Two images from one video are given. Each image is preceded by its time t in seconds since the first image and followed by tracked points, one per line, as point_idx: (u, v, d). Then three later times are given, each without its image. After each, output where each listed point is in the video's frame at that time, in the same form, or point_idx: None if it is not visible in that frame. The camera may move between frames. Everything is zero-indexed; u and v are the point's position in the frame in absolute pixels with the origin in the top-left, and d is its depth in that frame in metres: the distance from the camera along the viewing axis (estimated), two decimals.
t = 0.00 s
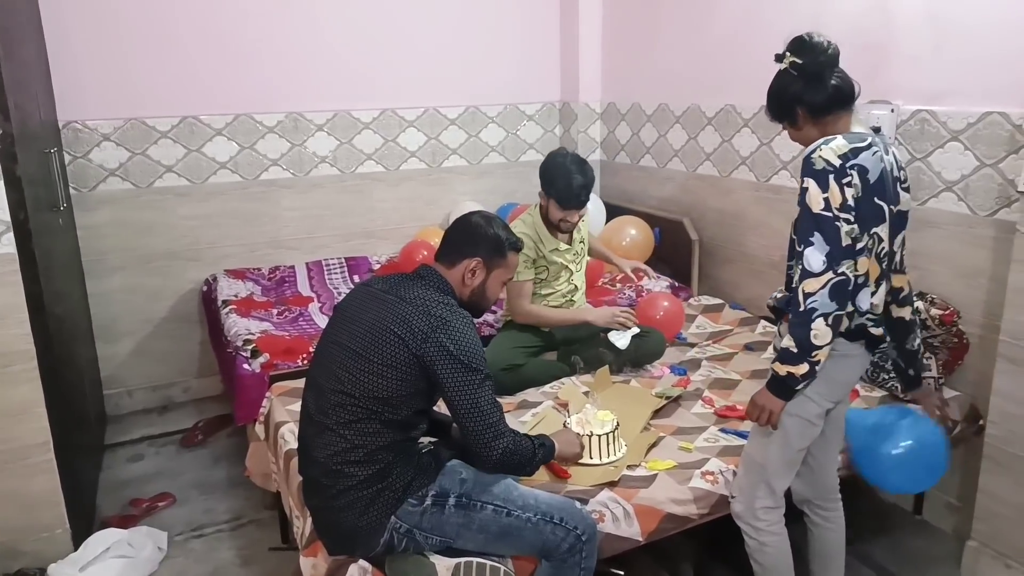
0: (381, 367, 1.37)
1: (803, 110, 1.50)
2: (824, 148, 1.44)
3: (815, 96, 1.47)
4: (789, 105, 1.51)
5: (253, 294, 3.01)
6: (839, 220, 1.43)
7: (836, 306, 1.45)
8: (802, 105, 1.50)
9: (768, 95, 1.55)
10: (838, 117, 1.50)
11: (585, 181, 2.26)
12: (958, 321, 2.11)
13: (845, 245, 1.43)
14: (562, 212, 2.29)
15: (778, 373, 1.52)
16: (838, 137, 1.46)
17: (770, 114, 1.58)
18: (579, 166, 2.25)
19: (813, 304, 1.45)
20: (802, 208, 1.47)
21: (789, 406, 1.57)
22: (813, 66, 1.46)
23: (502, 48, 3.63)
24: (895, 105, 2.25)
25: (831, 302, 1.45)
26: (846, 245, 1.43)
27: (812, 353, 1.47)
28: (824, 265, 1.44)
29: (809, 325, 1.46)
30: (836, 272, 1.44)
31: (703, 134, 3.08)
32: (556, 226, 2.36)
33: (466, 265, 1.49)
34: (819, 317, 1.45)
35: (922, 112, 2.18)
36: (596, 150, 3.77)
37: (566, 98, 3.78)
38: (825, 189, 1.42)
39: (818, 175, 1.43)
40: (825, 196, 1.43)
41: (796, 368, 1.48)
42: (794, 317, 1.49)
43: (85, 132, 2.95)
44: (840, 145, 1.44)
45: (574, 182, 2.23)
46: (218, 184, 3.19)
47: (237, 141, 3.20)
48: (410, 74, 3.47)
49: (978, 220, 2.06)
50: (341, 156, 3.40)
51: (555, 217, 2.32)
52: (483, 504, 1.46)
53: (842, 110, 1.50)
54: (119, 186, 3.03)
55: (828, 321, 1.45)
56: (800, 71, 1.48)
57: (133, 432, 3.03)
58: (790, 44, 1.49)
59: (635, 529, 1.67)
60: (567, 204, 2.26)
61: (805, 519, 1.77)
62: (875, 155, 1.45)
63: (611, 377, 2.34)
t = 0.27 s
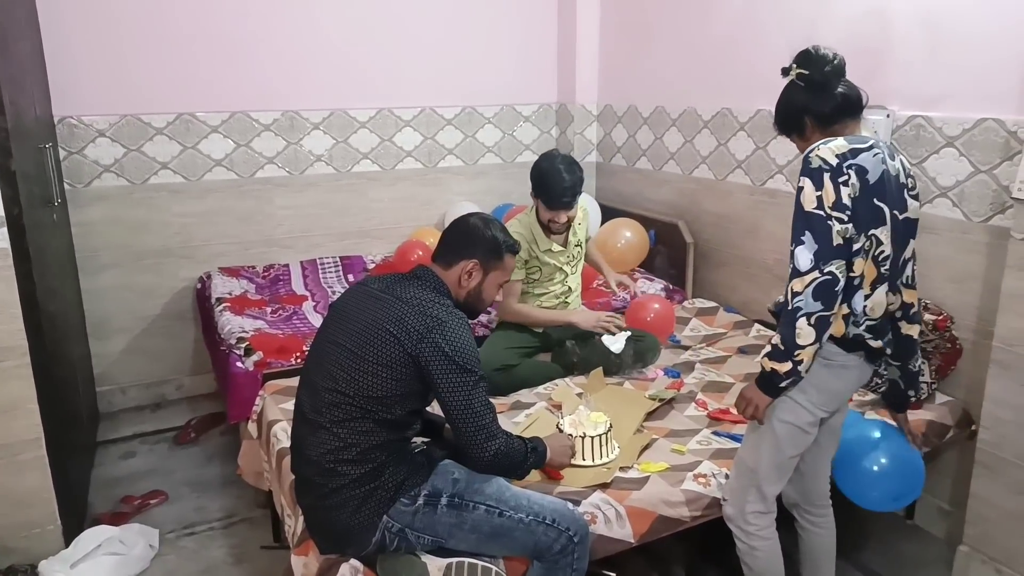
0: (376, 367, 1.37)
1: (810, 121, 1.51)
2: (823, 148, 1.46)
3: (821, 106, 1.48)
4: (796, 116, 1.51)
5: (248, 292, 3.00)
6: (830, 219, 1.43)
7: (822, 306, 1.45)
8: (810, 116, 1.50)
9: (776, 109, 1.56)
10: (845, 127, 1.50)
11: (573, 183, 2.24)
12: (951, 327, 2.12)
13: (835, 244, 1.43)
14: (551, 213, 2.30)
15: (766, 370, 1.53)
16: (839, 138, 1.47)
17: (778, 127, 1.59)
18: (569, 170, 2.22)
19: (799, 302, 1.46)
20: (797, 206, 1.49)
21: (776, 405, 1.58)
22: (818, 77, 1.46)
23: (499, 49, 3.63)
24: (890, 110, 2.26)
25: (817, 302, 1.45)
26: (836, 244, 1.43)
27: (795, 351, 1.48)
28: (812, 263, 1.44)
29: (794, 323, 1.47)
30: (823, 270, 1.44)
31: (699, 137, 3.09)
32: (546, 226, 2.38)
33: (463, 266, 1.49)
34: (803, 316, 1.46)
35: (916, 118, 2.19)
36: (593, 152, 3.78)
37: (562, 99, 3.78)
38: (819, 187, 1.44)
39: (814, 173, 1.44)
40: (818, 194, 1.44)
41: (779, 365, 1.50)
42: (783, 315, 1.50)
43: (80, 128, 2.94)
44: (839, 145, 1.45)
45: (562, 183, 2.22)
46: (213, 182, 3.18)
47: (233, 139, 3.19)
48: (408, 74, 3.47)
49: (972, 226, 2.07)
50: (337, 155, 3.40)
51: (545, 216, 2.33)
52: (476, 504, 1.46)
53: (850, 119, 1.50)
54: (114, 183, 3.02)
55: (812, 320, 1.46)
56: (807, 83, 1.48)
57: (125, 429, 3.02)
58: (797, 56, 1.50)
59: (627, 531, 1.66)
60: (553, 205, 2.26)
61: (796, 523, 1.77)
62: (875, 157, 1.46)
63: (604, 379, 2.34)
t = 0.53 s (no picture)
0: (372, 369, 1.37)
1: (814, 120, 1.50)
2: (829, 150, 1.45)
3: (829, 104, 1.47)
4: (801, 114, 1.50)
5: (245, 294, 3.00)
6: (837, 224, 1.42)
7: (830, 311, 1.45)
8: (815, 115, 1.49)
9: (774, 107, 1.54)
10: (848, 127, 1.50)
11: (561, 188, 2.26)
12: (948, 327, 2.12)
13: (842, 249, 1.43)
14: (540, 216, 2.31)
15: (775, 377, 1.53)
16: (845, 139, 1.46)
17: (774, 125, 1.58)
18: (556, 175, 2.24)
19: (805, 308, 1.46)
20: (803, 210, 1.48)
21: (785, 411, 1.58)
22: (826, 76, 1.45)
23: (496, 50, 3.63)
24: (887, 112, 2.26)
25: (824, 307, 1.45)
26: (842, 249, 1.43)
27: (803, 357, 1.48)
28: (818, 268, 1.44)
29: (801, 330, 1.47)
30: (830, 276, 1.43)
31: (696, 138, 3.09)
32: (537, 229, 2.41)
33: (460, 267, 1.49)
34: (810, 321, 1.46)
35: (913, 120, 2.19)
36: (590, 154, 3.78)
37: (559, 101, 3.78)
38: (825, 192, 1.43)
39: (820, 177, 1.43)
40: (825, 198, 1.43)
41: (788, 372, 1.50)
42: (789, 322, 1.50)
43: (77, 129, 2.93)
44: (845, 148, 1.44)
45: (549, 186, 2.24)
46: (210, 183, 3.18)
47: (230, 140, 3.19)
48: (405, 76, 3.47)
49: (968, 227, 2.07)
50: (334, 156, 3.40)
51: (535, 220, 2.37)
52: (473, 506, 1.45)
53: (854, 120, 1.50)
54: (110, 184, 3.02)
55: (819, 326, 1.46)
56: (814, 82, 1.47)
57: (121, 432, 3.01)
58: (806, 52, 1.48)
59: (625, 533, 1.66)
60: (539, 209, 2.28)
61: (794, 525, 1.77)
62: (881, 160, 1.45)
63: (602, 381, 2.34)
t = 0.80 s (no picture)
0: (371, 370, 1.37)
1: (819, 118, 1.46)
2: (848, 164, 1.42)
3: (836, 103, 1.43)
4: (805, 111, 1.46)
5: (244, 295, 3.00)
6: (864, 241, 1.40)
7: (857, 327, 1.42)
8: (819, 113, 1.45)
9: (772, 101, 1.50)
10: (851, 126, 1.47)
11: (544, 192, 2.24)
12: (947, 331, 2.12)
13: (869, 264, 1.40)
14: (525, 221, 2.30)
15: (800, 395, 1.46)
16: (860, 152, 1.44)
17: (768, 119, 1.53)
18: (539, 178, 2.22)
19: (835, 325, 1.41)
20: (824, 224, 1.43)
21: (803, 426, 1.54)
22: (833, 74, 1.42)
23: (496, 52, 3.64)
24: (885, 115, 2.26)
25: (853, 323, 1.41)
26: (869, 265, 1.40)
27: (830, 374, 1.43)
28: (848, 286, 1.40)
29: (829, 346, 1.42)
30: (860, 293, 1.40)
31: (695, 141, 3.09)
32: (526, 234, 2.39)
33: (458, 268, 1.49)
34: (840, 339, 1.41)
35: (912, 123, 2.20)
36: (589, 156, 3.78)
37: (558, 103, 3.78)
38: (851, 207, 1.40)
39: (844, 192, 1.40)
40: (851, 214, 1.40)
41: (813, 389, 1.44)
42: (812, 339, 1.43)
43: (76, 130, 2.93)
44: (863, 161, 1.42)
45: (534, 191, 2.22)
46: (209, 185, 3.18)
47: (229, 141, 3.19)
48: (404, 77, 3.48)
49: (967, 230, 2.08)
50: (333, 158, 3.40)
51: (522, 225, 2.36)
52: (471, 508, 1.45)
53: (857, 119, 1.47)
54: (109, 185, 3.02)
55: (848, 342, 1.42)
56: (820, 78, 1.43)
57: (120, 433, 3.01)
58: (813, 46, 1.44)
59: (623, 535, 1.65)
60: (523, 214, 2.27)
61: (793, 526, 1.77)
62: (895, 171, 1.45)
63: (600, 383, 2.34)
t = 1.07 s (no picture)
0: (370, 370, 1.37)
1: (828, 117, 1.45)
2: (854, 173, 1.41)
3: (848, 101, 1.43)
4: (815, 109, 1.45)
5: (243, 295, 3.00)
6: (866, 252, 1.39)
7: (855, 337, 1.42)
8: (830, 111, 1.44)
9: (778, 98, 1.48)
10: (857, 127, 1.47)
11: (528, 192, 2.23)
12: (946, 332, 2.11)
13: (868, 276, 1.40)
14: (512, 222, 2.30)
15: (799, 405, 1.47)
16: (866, 161, 1.43)
17: (773, 116, 1.51)
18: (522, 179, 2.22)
19: (832, 334, 1.41)
20: (827, 234, 1.43)
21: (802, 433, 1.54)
22: (845, 72, 1.42)
23: (496, 52, 3.64)
24: (885, 116, 2.27)
25: (850, 334, 1.41)
26: (869, 276, 1.40)
27: (828, 382, 1.43)
28: (848, 297, 1.40)
29: (827, 355, 1.42)
30: (858, 304, 1.40)
31: (695, 142, 3.09)
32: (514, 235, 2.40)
33: (457, 268, 1.49)
34: (837, 348, 1.41)
35: (912, 124, 2.20)
36: (588, 156, 3.79)
37: (558, 104, 3.78)
38: (855, 219, 1.39)
39: (849, 203, 1.40)
40: (855, 225, 1.39)
41: (810, 399, 1.45)
42: (810, 349, 1.44)
43: (76, 130, 2.93)
44: (870, 170, 1.41)
45: (520, 191, 2.22)
46: (209, 185, 3.18)
47: (228, 141, 3.19)
48: (404, 78, 3.48)
49: (966, 233, 2.08)
50: (333, 158, 3.40)
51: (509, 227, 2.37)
52: (470, 508, 1.45)
53: (864, 121, 1.47)
54: (109, 185, 3.02)
55: (845, 352, 1.42)
56: (833, 75, 1.42)
57: (118, 433, 3.00)
58: (826, 43, 1.44)
59: (622, 535, 1.65)
60: (508, 215, 2.27)
61: (792, 527, 1.77)
62: (900, 181, 1.44)
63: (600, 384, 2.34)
